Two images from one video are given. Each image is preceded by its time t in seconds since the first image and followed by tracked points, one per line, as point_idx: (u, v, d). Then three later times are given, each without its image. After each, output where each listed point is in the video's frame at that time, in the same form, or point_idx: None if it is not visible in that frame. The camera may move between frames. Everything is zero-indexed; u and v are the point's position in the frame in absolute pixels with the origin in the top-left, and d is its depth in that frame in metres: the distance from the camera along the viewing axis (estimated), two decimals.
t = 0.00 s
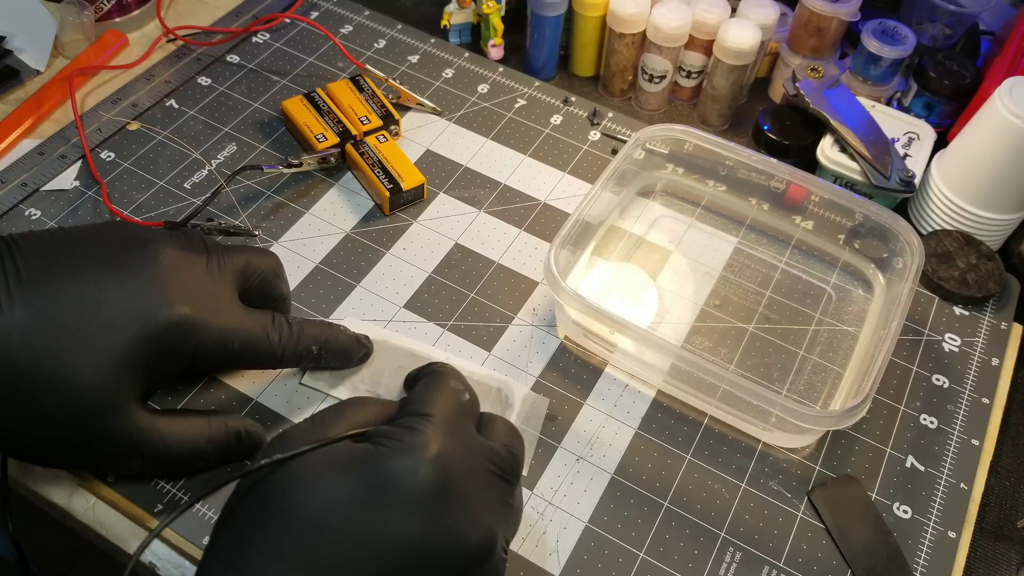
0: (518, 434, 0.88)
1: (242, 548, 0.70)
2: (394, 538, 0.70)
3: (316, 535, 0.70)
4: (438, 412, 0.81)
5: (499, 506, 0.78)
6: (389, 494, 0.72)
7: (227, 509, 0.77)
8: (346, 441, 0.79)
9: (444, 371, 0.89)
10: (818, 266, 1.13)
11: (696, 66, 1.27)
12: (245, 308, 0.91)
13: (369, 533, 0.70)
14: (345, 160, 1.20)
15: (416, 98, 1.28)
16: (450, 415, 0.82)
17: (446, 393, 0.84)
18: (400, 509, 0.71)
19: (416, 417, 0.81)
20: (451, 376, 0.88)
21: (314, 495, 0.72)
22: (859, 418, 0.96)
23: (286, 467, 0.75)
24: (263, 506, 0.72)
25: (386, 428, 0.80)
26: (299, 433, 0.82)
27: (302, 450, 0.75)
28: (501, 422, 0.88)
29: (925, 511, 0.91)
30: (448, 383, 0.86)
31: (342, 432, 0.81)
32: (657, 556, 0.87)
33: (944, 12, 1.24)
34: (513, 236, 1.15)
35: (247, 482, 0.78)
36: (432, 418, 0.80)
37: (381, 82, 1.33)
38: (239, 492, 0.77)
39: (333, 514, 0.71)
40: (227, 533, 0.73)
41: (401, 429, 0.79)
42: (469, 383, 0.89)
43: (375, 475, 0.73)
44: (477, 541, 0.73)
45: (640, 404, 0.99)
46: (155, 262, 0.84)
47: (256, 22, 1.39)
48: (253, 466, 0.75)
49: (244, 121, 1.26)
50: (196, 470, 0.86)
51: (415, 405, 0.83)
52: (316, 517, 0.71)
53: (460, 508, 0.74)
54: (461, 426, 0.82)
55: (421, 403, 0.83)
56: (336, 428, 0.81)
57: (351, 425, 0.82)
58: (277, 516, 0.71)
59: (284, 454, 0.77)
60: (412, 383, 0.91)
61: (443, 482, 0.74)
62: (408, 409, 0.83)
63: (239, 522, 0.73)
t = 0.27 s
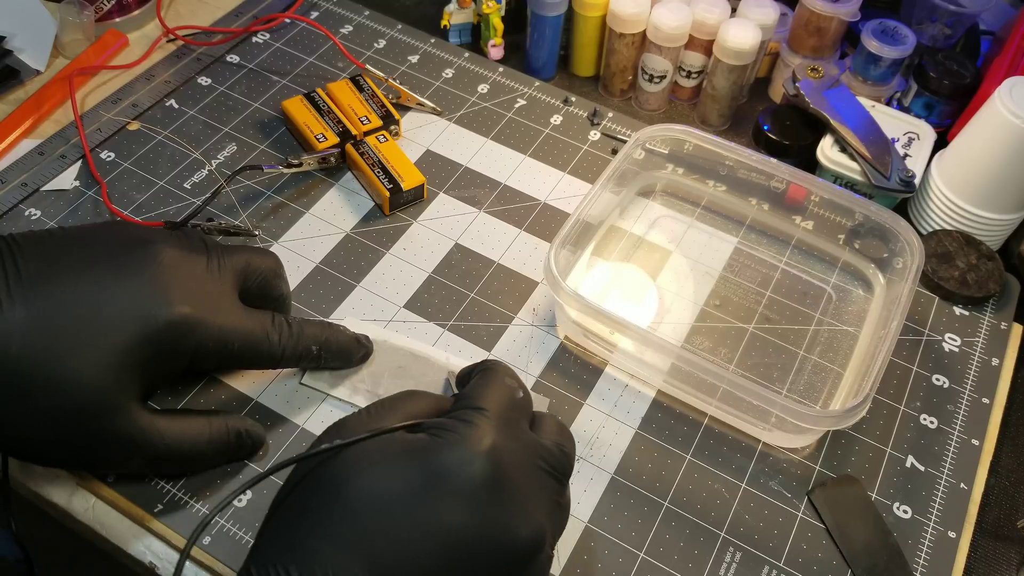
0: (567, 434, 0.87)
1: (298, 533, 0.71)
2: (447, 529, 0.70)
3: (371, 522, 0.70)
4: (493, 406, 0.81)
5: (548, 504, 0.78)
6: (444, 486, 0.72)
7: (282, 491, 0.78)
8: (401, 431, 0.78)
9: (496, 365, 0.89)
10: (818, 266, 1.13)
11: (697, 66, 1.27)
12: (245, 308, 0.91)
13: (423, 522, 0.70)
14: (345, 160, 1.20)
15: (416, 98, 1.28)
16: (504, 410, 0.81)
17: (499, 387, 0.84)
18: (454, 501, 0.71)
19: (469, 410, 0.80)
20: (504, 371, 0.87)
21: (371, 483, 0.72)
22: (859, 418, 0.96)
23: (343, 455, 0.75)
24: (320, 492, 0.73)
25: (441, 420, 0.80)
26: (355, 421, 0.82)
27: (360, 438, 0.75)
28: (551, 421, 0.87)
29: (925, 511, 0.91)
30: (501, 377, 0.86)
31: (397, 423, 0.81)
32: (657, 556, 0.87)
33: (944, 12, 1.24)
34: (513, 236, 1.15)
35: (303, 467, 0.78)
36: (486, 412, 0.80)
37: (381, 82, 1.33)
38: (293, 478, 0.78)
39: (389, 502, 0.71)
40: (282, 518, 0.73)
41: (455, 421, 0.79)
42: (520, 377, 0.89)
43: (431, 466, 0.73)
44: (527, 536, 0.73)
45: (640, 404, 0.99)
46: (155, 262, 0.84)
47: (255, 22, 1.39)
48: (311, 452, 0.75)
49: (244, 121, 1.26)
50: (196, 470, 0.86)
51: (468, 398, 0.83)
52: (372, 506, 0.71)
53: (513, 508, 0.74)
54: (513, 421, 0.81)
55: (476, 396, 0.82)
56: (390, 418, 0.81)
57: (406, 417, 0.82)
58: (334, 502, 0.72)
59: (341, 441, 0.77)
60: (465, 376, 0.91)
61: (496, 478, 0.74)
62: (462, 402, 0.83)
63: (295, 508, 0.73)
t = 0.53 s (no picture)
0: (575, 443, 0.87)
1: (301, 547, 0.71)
2: (451, 548, 0.70)
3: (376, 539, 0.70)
4: (504, 421, 0.78)
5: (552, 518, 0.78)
6: (451, 505, 0.71)
7: (285, 499, 0.77)
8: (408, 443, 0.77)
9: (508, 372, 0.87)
10: (818, 266, 1.13)
11: (697, 66, 1.27)
12: (245, 309, 0.91)
13: (428, 542, 0.69)
14: (345, 160, 1.20)
15: (416, 98, 1.28)
16: (515, 424, 0.79)
17: (512, 400, 0.81)
18: (460, 521, 0.70)
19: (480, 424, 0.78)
20: (517, 382, 0.85)
21: (377, 499, 0.71)
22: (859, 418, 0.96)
23: (350, 469, 0.74)
24: (325, 507, 0.72)
25: (451, 434, 0.78)
26: (364, 432, 0.80)
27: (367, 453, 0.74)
28: (560, 431, 0.87)
29: (925, 511, 0.91)
30: (514, 389, 0.83)
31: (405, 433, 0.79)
32: (657, 556, 0.87)
33: (944, 12, 1.23)
34: (513, 236, 1.15)
35: (309, 476, 0.77)
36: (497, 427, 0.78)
37: (381, 82, 1.33)
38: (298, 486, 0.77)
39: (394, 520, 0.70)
40: (285, 528, 0.73)
41: (463, 436, 0.77)
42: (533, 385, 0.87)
43: (438, 485, 0.72)
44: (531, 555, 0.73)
45: (640, 404, 0.99)
46: (156, 262, 0.84)
47: (255, 22, 1.39)
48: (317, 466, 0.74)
49: (244, 121, 1.26)
50: (196, 470, 0.86)
51: (480, 410, 0.80)
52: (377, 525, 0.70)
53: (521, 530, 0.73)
54: (525, 436, 0.79)
55: (488, 409, 0.80)
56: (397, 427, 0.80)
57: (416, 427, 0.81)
58: (338, 517, 0.71)
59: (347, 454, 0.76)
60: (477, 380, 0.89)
61: (504, 498, 0.73)
62: (473, 413, 0.81)
63: (299, 519, 0.73)
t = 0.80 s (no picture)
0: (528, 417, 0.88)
1: (255, 545, 0.70)
2: (406, 533, 0.70)
3: (328, 532, 0.70)
4: (446, 401, 0.79)
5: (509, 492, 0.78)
6: (400, 488, 0.71)
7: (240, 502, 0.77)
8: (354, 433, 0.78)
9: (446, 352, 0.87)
10: (818, 266, 1.13)
11: (697, 66, 1.27)
12: (245, 308, 0.91)
13: (382, 526, 0.70)
14: (345, 160, 1.20)
15: (416, 98, 1.28)
16: (458, 402, 0.80)
17: (453, 379, 0.82)
18: (411, 503, 0.71)
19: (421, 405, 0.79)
20: (456, 359, 0.85)
21: (325, 492, 0.71)
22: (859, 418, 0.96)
23: (296, 463, 0.74)
24: (274, 502, 0.72)
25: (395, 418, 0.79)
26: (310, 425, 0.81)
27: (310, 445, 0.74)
28: (511, 405, 0.87)
29: (925, 511, 0.91)
30: (453, 367, 0.83)
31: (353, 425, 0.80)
32: (657, 556, 0.87)
33: (944, 12, 1.23)
34: (513, 236, 1.15)
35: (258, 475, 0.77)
36: (439, 406, 0.78)
37: (381, 82, 1.33)
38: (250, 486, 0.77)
39: (345, 510, 0.70)
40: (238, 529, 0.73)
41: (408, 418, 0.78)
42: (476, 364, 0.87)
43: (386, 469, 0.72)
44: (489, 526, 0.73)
45: (640, 404, 0.99)
46: (156, 262, 0.84)
47: (256, 22, 1.39)
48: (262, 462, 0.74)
49: (244, 121, 1.26)
50: (196, 471, 0.86)
51: (421, 391, 0.81)
52: (329, 514, 0.70)
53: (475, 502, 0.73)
54: (471, 413, 0.80)
55: (429, 389, 0.81)
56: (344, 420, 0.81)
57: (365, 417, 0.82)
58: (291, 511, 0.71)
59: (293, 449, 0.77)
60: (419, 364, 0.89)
61: (453, 473, 0.73)
62: (415, 395, 0.81)
63: (250, 517, 0.73)
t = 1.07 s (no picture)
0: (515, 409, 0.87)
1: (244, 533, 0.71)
2: (393, 517, 0.70)
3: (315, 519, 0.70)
4: (428, 390, 0.81)
5: (495, 476, 0.78)
6: (386, 473, 0.72)
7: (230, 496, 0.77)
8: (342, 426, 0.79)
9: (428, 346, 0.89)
10: (818, 266, 1.13)
11: (696, 66, 1.27)
12: (245, 309, 0.91)
13: (366, 510, 0.70)
14: (345, 160, 1.20)
15: (416, 98, 1.28)
16: (441, 391, 0.81)
17: (435, 370, 0.83)
18: (397, 487, 0.72)
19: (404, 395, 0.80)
20: (439, 351, 0.87)
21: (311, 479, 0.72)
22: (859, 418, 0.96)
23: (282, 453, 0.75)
24: (261, 491, 0.73)
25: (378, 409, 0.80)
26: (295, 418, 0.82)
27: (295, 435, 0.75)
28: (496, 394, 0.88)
29: (925, 511, 0.91)
30: (434, 358, 0.85)
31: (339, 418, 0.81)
32: (657, 556, 0.87)
33: (944, 12, 1.23)
34: (513, 236, 1.15)
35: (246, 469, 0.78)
36: (422, 395, 0.80)
37: (381, 82, 1.33)
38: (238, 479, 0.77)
39: (331, 496, 0.71)
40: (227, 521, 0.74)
41: (391, 407, 0.79)
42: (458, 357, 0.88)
43: (370, 455, 0.73)
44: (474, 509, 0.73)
45: (640, 404, 0.99)
46: (156, 263, 0.84)
47: (255, 22, 1.39)
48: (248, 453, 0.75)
49: (244, 121, 1.26)
50: (197, 471, 0.86)
51: (404, 381, 0.83)
52: (313, 500, 0.71)
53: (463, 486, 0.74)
54: (453, 400, 0.81)
55: (411, 379, 0.82)
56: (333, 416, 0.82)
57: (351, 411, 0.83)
58: (277, 498, 0.72)
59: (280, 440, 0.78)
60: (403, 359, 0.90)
61: (437, 456, 0.74)
62: (398, 386, 0.83)
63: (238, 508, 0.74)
